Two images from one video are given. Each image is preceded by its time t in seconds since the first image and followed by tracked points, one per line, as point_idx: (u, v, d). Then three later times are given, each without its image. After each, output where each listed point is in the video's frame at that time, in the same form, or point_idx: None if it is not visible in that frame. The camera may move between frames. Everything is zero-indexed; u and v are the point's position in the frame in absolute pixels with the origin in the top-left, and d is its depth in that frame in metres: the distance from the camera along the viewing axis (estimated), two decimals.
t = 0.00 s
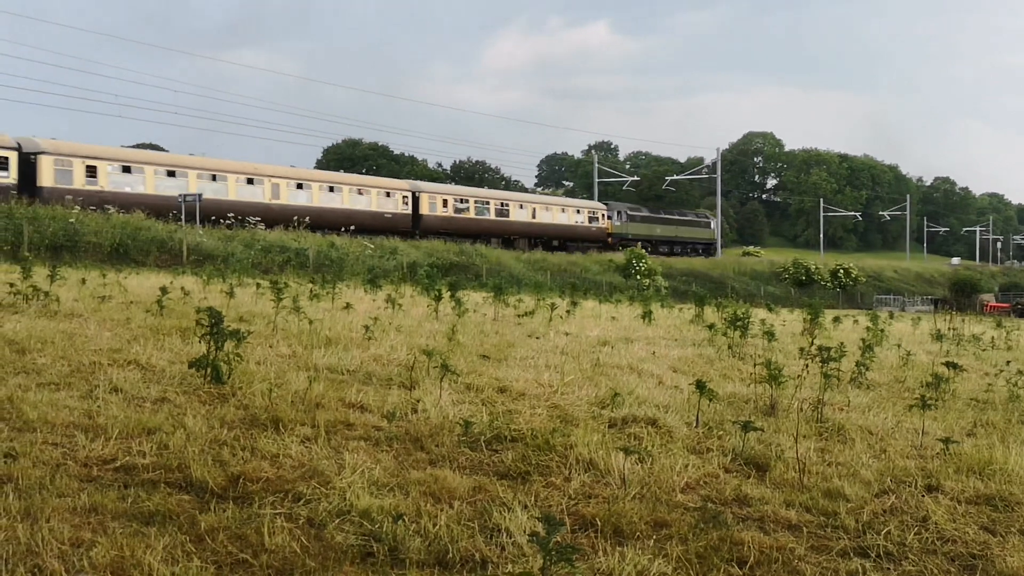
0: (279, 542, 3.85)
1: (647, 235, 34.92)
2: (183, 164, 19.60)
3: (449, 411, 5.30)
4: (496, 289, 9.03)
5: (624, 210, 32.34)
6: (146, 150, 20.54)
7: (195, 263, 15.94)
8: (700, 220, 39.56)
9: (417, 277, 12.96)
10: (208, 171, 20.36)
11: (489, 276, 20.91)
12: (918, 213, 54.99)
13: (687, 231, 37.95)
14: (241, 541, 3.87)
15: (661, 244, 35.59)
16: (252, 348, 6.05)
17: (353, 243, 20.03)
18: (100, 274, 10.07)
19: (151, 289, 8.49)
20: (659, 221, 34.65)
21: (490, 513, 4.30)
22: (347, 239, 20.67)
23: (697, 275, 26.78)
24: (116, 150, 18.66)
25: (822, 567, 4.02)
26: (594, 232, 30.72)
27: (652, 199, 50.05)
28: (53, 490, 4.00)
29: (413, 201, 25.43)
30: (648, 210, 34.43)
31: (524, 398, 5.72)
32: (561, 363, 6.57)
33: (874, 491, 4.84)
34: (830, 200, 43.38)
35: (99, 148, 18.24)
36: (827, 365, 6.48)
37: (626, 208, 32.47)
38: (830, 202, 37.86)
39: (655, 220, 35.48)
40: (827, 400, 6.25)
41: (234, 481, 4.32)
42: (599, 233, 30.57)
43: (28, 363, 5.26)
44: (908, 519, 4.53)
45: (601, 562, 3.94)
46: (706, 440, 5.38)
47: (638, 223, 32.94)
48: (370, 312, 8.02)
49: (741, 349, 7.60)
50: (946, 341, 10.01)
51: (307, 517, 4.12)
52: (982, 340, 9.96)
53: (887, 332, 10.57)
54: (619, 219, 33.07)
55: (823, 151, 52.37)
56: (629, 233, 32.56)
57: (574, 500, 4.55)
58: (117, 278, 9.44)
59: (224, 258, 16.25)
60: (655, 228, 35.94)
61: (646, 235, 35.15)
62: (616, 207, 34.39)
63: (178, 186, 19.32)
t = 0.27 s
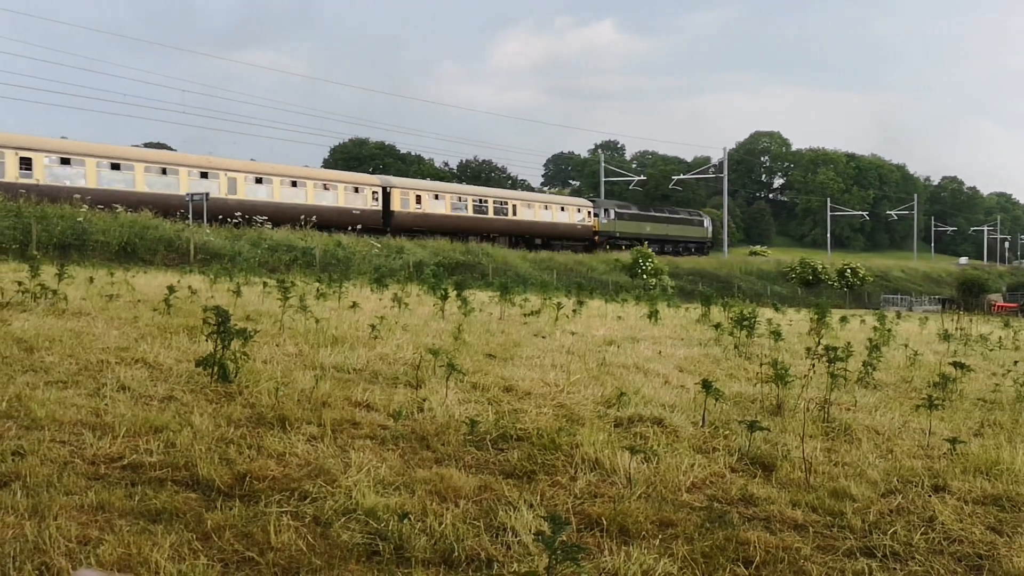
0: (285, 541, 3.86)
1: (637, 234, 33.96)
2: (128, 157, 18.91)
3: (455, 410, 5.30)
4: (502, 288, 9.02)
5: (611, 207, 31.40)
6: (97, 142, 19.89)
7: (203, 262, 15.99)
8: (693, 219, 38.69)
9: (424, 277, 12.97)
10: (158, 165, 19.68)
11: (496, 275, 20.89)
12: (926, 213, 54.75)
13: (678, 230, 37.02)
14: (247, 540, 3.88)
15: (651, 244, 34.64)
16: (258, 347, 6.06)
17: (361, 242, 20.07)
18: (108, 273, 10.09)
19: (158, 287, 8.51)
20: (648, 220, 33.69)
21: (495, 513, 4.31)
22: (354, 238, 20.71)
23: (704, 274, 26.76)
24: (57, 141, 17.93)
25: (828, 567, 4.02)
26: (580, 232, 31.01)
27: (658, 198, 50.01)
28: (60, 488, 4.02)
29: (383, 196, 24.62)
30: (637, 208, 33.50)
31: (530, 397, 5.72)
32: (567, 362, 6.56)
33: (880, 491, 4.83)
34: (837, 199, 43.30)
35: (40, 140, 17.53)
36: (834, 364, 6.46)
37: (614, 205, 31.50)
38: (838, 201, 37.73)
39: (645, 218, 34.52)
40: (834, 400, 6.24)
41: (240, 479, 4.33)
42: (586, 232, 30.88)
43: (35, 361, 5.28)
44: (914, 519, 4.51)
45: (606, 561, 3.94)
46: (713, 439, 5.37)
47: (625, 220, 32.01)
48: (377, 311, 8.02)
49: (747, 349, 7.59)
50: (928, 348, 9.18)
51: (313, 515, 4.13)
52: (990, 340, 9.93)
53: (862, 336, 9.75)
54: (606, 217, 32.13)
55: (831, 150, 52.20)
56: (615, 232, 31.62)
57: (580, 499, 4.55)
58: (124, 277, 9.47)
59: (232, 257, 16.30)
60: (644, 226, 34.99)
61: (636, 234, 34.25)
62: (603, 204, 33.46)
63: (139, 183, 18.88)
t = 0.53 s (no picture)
0: (296, 540, 3.87)
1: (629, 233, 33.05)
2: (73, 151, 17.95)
3: (466, 409, 5.30)
4: (512, 288, 9.02)
5: (600, 205, 30.52)
6: (44, 136, 19.00)
7: (214, 262, 16.05)
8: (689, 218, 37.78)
9: (434, 277, 12.96)
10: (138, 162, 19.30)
11: (506, 276, 20.86)
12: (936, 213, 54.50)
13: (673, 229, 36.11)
14: (258, 539, 3.89)
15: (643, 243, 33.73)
16: (269, 347, 6.07)
17: (371, 242, 20.10)
18: (119, 273, 10.13)
19: (170, 287, 8.53)
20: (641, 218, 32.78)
21: (506, 512, 4.31)
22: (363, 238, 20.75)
23: (715, 274, 26.73)
24: (33, 137, 17.51)
25: (840, 568, 4.01)
26: (569, 228, 31.66)
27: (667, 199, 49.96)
28: (73, 486, 4.04)
29: (355, 192, 23.76)
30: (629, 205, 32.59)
31: (540, 397, 5.72)
32: (578, 362, 6.55)
33: (891, 492, 4.81)
34: (847, 199, 43.11)
35: (13, 135, 17.11)
36: (845, 365, 6.43)
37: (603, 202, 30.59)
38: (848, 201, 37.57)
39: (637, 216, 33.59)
40: (845, 401, 6.22)
41: (251, 479, 4.34)
42: (575, 232, 31.70)
43: (48, 360, 5.30)
44: (926, 521, 4.49)
45: (617, 561, 3.94)
46: (723, 440, 5.36)
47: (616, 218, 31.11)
48: (387, 311, 8.03)
49: (758, 349, 7.56)
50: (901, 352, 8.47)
51: (324, 515, 4.14)
52: (1001, 340, 9.88)
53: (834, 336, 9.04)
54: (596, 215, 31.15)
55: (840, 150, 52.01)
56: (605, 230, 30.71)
57: (590, 500, 4.54)
58: (136, 276, 9.50)
59: (242, 257, 16.36)
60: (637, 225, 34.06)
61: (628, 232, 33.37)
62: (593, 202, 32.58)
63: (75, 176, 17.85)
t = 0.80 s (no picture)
0: (305, 534, 3.89)
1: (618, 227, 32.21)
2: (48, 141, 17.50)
3: (475, 404, 5.31)
4: (522, 284, 9.01)
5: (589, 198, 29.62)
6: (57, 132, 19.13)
7: (225, 258, 16.10)
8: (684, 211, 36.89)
9: (444, 273, 12.97)
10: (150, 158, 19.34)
11: (515, 272, 20.84)
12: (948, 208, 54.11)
13: (667, 223, 35.27)
14: (268, 532, 3.91)
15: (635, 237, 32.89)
16: (279, 342, 6.09)
17: (382, 238, 20.13)
18: (131, 268, 10.18)
19: (181, 283, 8.56)
20: (631, 211, 31.93)
21: (515, 507, 4.32)
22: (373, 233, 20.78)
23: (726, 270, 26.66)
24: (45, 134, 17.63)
25: (848, 563, 4.00)
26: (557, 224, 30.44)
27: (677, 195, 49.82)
28: (84, 480, 4.06)
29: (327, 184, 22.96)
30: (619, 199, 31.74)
31: (549, 392, 5.72)
32: (587, 358, 6.55)
33: (901, 488, 4.79)
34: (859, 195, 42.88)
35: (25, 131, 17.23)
36: (856, 360, 6.40)
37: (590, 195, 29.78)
38: (860, 196, 37.34)
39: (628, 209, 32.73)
40: (855, 396, 6.20)
41: (261, 472, 4.36)
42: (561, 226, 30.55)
43: (60, 355, 5.34)
44: (936, 516, 4.48)
45: (626, 556, 3.95)
46: (733, 435, 5.35)
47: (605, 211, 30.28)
48: (397, 306, 8.04)
49: (768, 345, 7.54)
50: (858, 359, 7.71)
51: (334, 509, 4.16)
52: (1014, 336, 9.82)
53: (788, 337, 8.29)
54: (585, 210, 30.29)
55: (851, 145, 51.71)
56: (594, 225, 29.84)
57: (599, 494, 4.55)
58: (147, 272, 9.54)
59: (253, 253, 16.41)
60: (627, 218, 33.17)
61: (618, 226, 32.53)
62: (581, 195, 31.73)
63: (15, 163, 16.87)
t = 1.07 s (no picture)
0: (318, 532, 3.90)
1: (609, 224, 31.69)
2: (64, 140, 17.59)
3: (486, 403, 5.31)
4: (533, 282, 9.00)
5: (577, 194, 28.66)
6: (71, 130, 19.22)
7: (236, 256, 16.14)
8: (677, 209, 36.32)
9: (455, 271, 12.99)
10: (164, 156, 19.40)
11: (526, 269, 20.80)
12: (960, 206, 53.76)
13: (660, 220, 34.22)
14: (281, 530, 3.93)
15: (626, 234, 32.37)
16: (291, 340, 6.11)
17: (393, 236, 20.17)
18: (143, 267, 10.22)
19: (194, 280, 8.61)
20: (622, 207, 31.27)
21: (526, 506, 4.32)
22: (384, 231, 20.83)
23: (737, 269, 26.60)
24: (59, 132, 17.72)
25: (861, 564, 3.99)
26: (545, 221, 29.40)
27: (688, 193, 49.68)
28: (98, 478, 4.08)
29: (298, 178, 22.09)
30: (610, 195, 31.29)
31: (561, 391, 5.71)
32: (598, 357, 6.54)
33: (914, 488, 4.77)
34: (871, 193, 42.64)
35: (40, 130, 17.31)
36: (868, 360, 6.37)
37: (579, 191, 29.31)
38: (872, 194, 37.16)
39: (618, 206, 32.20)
40: (867, 396, 6.17)
41: (274, 471, 4.37)
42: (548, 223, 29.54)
43: (74, 353, 5.36)
44: (949, 517, 4.46)
45: (637, 556, 3.94)
46: (744, 434, 5.33)
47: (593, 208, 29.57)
48: (408, 305, 8.05)
49: (779, 344, 7.52)
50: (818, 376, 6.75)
51: (345, 507, 4.17)
52: None
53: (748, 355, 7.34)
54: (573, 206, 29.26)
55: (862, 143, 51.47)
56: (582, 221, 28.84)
57: (611, 494, 4.54)
58: (160, 271, 9.57)
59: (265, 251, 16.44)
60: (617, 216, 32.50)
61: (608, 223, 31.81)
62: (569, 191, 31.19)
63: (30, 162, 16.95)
